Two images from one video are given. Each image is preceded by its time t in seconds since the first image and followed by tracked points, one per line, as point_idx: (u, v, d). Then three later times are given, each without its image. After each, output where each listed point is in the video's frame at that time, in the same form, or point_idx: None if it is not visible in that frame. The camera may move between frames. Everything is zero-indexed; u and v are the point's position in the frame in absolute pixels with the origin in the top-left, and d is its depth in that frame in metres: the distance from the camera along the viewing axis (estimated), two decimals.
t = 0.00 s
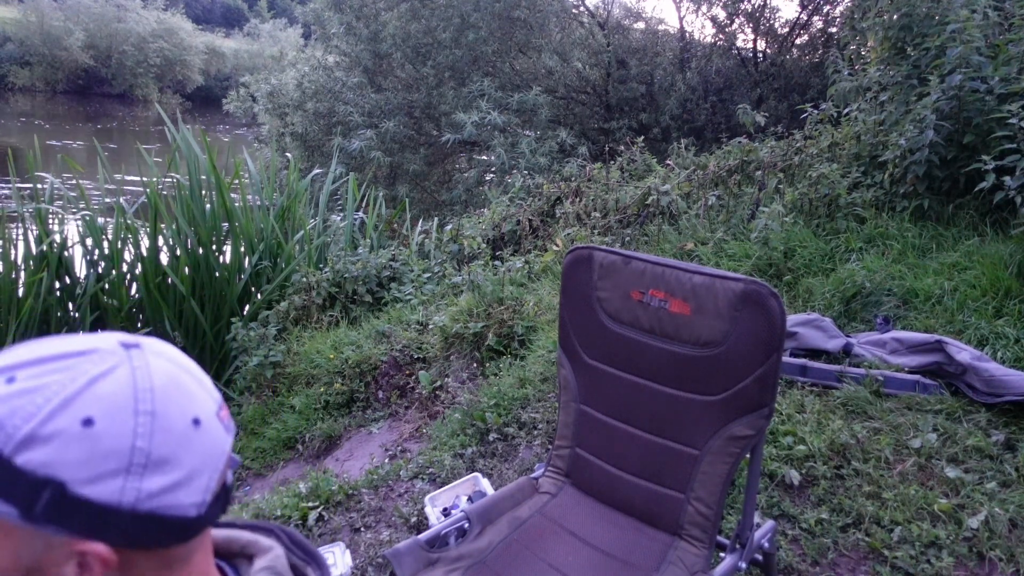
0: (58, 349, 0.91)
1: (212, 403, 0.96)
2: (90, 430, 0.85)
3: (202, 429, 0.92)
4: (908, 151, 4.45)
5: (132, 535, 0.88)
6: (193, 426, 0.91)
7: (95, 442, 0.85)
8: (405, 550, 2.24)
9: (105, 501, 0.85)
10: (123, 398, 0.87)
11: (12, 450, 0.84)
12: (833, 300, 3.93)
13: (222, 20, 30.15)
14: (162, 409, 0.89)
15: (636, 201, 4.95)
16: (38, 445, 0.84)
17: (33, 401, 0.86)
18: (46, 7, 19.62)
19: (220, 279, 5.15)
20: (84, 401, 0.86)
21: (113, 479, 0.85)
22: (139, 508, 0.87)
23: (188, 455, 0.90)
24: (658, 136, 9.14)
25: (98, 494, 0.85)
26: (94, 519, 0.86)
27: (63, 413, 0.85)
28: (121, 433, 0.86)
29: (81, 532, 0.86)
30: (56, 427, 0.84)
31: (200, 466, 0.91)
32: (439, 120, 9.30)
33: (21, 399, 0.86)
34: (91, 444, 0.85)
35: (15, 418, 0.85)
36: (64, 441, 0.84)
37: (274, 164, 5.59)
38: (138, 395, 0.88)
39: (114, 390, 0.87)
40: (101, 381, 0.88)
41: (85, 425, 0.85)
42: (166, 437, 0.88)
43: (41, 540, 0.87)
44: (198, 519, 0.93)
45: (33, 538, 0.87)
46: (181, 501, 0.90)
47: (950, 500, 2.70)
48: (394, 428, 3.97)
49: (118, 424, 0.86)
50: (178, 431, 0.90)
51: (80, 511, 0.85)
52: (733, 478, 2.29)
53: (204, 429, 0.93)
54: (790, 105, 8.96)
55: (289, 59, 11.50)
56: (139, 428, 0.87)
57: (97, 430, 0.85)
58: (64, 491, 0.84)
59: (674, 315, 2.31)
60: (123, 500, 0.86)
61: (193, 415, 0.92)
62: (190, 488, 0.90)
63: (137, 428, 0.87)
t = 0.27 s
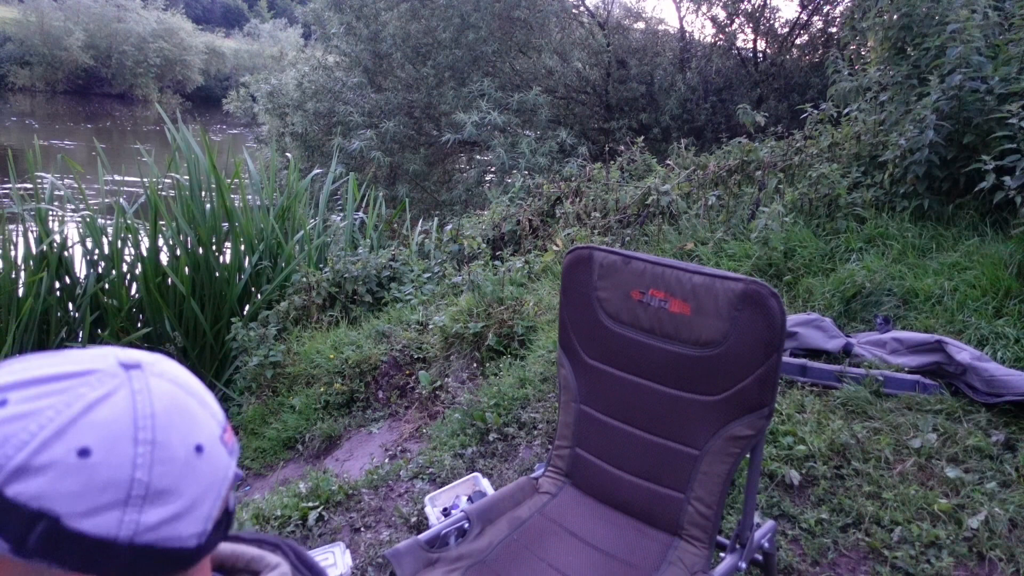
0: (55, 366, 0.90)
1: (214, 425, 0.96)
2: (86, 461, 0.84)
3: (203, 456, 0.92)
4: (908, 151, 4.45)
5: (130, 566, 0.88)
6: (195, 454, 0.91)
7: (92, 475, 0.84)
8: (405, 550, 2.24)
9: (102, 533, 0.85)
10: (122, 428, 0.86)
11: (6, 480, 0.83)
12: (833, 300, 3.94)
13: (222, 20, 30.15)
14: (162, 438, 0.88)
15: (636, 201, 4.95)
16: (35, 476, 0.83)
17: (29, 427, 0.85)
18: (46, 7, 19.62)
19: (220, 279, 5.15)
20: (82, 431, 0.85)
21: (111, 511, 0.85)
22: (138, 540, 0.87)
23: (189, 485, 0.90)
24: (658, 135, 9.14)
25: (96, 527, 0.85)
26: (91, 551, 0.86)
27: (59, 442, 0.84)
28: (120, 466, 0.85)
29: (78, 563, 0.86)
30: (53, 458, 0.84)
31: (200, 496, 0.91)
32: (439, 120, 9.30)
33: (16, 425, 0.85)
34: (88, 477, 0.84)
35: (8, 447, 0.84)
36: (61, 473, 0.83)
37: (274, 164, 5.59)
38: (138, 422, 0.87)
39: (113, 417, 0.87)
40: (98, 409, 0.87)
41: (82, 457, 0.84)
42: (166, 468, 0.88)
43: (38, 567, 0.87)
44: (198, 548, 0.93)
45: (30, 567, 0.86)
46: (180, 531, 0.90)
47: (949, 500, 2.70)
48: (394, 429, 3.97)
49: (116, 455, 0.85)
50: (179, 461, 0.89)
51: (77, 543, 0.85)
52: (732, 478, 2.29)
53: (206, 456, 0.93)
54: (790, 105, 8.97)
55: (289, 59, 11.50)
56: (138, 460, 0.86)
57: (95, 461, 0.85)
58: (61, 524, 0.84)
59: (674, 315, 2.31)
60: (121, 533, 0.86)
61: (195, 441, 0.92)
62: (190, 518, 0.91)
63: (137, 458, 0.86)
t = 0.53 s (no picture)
0: (60, 379, 0.94)
1: (216, 439, 1.00)
2: (91, 475, 0.88)
3: (205, 470, 0.96)
4: (908, 151, 4.45)
5: None
6: (197, 466, 0.95)
7: (98, 489, 0.88)
8: (405, 550, 2.24)
9: (107, 546, 0.89)
10: (126, 442, 0.90)
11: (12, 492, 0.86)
12: (833, 301, 3.94)
13: (222, 19, 30.15)
14: (166, 452, 0.92)
15: (636, 201, 4.95)
16: (41, 489, 0.87)
17: (33, 440, 0.88)
18: (46, 7, 19.61)
19: (220, 278, 5.15)
20: (87, 445, 0.89)
21: (115, 526, 0.89)
22: (142, 554, 0.91)
23: (192, 498, 0.94)
24: (658, 135, 9.14)
25: (101, 542, 0.89)
26: (94, 565, 0.89)
27: (65, 456, 0.88)
28: (124, 480, 0.89)
29: None
30: (57, 472, 0.87)
31: (203, 508, 0.96)
32: (439, 120, 9.29)
33: (21, 437, 0.88)
34: (93, 492, 0.88)
35: (15, 461, 0.87)
36: (67, 487, 0.87)
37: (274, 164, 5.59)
38: (143, 436, 0.92)
39: (117, 432, 0.91)
40: (102, 423, 0.91)
41: (89, 471, 0.88)
42: (170, 482, 0.92)
43: None
44: (200, 561, 0.97)
45: None
46: (183, 543, 0.94)
47: (949, 500, 2.70)
48: (394, 428, 3.97)
49: (121, 470, 0.89)
50: (182, 476, 0.93)
51: (83, 558, 0.88)
52: (733, 478, 2.29)
53: (208, 468, 0.97)
54: (790, 105, 8.97)
55: (289, 59, 11.49)
56: (142, 475, 0.90)
57: (99, 475, 0.89)
58: (64, 537, 0.87)
59: (674, 315, 2.31)
60: (125, 546, 0.90)
61: (198, 454, 0.96)
62: (193, 531, 0.95)
63: (141, 473, 0.90)
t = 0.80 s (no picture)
0: (48, 340, 0.90)
1: (204, 398, 0.93)
2: (67, 417, 0.83)
3: (188, 422, 0.89)
4: (908, 151, 4.45)
5: (111, 530, 0.84)
6: (178, 420, 0.88)
7: (72, 430, 0.83)
8: (405, 550, 2.23)
9: (81, 490, 0.82)
10: (103, 387, 0.85)
11: None
12: (833, 301, 3.94)
13: (222, 19, 30.14)
14: (144, 400, 0.86)
15: (636, 201, 4.95)
16: (17, 432, 0.82)
17: (18, 386, 0.85)
18: (46, 7, 19.61)
19: (220, 278, 5.16)
20: (65, 389, 0.84)
21: (89, 468, 0.82)
22: (116, 500, 0.83)
23: (171, 449, 0.87)
24: (658, 135, 9.14)
25: (74, 484, 0.82)
26: (69, 510, 0.82)
27: (44, 398, 0.84)
28: (98, 423, 0.83)
29: (58, 523, 0.83)
30: (36, 414, 0.83)
31: (183, 462, 0.88)
32: (439, 120, 9.29)
33: (6, 384, 0.85)
34: (65, 433, 0.82)
35: None
36: (42, 426, 0.82)
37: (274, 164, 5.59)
38: (120, 383, 0.86)
39: (96, 378, 0.85)
40: (83, 369, 0.86)
41: (64, 411, 0.83)
42: (146, 428, 0.85)
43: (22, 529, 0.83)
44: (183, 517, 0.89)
45: (13, 531, 0.84)
46: (161, 496, 0.86)
47: (950, 500, 2.70)
48: (394, 428, 3.97)
49: (97, 413, 0.84)
50: (160, 424, 0.86)
51: (57, 502, 0.82)
52: (732, 478, 2.29)
53: (190, 422, 0.89)
54: (790, 105, 8.97)
55: (289, 59, 11.49)
56: (118, 418, 0.84)
57: (76, 419, 0.83)
58: (40, 480, 0.82)
59: (673, 315, 2.31)
60: (99, 490, 0.82)
61: (179, 407, 0.89)
62: (171, 484, 0.87)
63: (115, 416, 0.84)
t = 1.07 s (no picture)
0: (94, 322, 0.94)
1: (240, 380, 0.97)
2: (117, 387, 0.87)
3: (225, 400, 0.93)
4: (909, 151, 4.45)
5: (151, 498, 0.87)
6: (217, 397, 0.92)
7: (121, 400, 0.86)
8: (405, 550, 2.23)
9: (126, 457, 0.85)
10: (151, 361, 0.89)
11: (46, 404, 0.85)
12: (833, 301, 3.94)
13: (222, 19, 30.13)
14: (187, 375, 0.90)
15: (636, 201, 4.95)
16: (68, 400, 0.85)
17: (68, 359, 0.87)
18: (46, 7, 19.61)
19: (220, 278, 5.16)
20: (115, 362, 0.88)
21: (134, 436, 0.85)
22: (159, 469, 0.86)
23: (211, 422, 0.90)
24: (658, 135, 9.14)
25: (121, 451, 0.85)
26: (115, 476, 0.85)
27: (94, 370, 0.87)
28: (146, 394, 0.87)
29: (103, 488, 0.86)
30: (87, 383, 0.86)
31: (222, 437, 0.91)
32: (439, 120, 9.29)
33: (56, 358, 0.88)
34: (114, 402, 0.86)
35: (49, 377, 0.86)
36: (92, 396, 0.85)
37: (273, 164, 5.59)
38: (167, 358, 0.90)
39: (144, 353, 0.89)
40: (132, 345, 0.90)
41: (115, 382, 0.86)
42: (190, 402, 0.89)
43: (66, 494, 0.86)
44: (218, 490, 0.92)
45: (59, 495, 0.86)
46: (199, 467, 0.89)
47: (950, 500, 2.70)
48: (394, 428, 3.97)
49: (145, 384, 0.87)
50: (202, 399, 0.90)
51: (101, 468, 0.85)
52: (732, 479, 2.29)
53: (227, 400, 0.93)
54: (790, 105, 8.97)
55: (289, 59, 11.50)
56: (163, 390, 0.88)
57: (125, 389, 0.87)
58: (89, 446, 0.85)
59: (674, 314, 2.31)
60: (143, 458, 0.86)
61: (217, 385, 0.93)
62: (211, 457, 0.90)
63: (161, 389, 0.88)
